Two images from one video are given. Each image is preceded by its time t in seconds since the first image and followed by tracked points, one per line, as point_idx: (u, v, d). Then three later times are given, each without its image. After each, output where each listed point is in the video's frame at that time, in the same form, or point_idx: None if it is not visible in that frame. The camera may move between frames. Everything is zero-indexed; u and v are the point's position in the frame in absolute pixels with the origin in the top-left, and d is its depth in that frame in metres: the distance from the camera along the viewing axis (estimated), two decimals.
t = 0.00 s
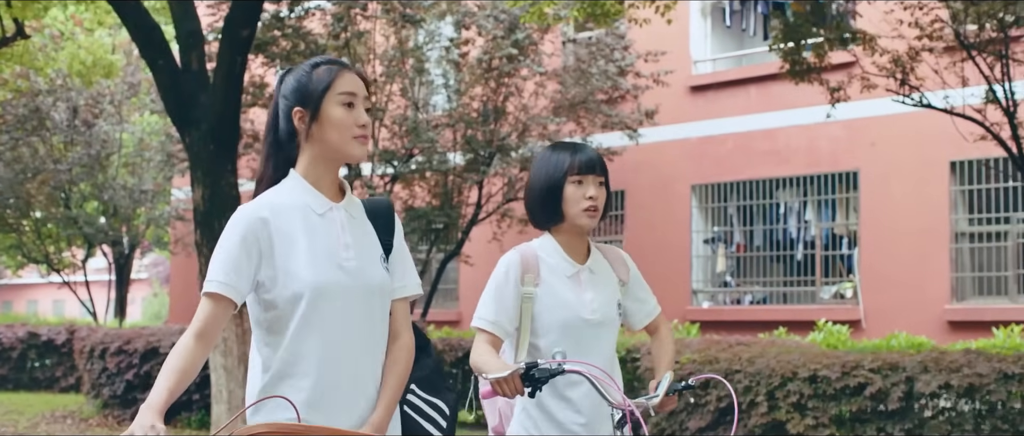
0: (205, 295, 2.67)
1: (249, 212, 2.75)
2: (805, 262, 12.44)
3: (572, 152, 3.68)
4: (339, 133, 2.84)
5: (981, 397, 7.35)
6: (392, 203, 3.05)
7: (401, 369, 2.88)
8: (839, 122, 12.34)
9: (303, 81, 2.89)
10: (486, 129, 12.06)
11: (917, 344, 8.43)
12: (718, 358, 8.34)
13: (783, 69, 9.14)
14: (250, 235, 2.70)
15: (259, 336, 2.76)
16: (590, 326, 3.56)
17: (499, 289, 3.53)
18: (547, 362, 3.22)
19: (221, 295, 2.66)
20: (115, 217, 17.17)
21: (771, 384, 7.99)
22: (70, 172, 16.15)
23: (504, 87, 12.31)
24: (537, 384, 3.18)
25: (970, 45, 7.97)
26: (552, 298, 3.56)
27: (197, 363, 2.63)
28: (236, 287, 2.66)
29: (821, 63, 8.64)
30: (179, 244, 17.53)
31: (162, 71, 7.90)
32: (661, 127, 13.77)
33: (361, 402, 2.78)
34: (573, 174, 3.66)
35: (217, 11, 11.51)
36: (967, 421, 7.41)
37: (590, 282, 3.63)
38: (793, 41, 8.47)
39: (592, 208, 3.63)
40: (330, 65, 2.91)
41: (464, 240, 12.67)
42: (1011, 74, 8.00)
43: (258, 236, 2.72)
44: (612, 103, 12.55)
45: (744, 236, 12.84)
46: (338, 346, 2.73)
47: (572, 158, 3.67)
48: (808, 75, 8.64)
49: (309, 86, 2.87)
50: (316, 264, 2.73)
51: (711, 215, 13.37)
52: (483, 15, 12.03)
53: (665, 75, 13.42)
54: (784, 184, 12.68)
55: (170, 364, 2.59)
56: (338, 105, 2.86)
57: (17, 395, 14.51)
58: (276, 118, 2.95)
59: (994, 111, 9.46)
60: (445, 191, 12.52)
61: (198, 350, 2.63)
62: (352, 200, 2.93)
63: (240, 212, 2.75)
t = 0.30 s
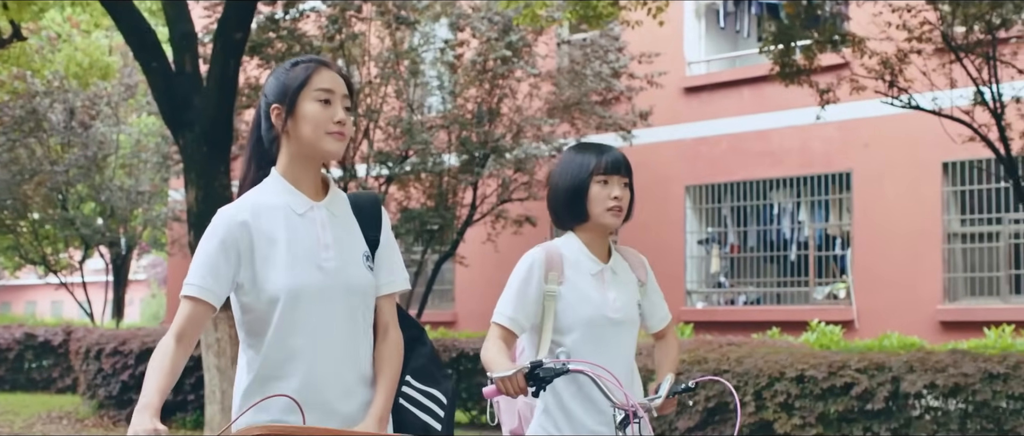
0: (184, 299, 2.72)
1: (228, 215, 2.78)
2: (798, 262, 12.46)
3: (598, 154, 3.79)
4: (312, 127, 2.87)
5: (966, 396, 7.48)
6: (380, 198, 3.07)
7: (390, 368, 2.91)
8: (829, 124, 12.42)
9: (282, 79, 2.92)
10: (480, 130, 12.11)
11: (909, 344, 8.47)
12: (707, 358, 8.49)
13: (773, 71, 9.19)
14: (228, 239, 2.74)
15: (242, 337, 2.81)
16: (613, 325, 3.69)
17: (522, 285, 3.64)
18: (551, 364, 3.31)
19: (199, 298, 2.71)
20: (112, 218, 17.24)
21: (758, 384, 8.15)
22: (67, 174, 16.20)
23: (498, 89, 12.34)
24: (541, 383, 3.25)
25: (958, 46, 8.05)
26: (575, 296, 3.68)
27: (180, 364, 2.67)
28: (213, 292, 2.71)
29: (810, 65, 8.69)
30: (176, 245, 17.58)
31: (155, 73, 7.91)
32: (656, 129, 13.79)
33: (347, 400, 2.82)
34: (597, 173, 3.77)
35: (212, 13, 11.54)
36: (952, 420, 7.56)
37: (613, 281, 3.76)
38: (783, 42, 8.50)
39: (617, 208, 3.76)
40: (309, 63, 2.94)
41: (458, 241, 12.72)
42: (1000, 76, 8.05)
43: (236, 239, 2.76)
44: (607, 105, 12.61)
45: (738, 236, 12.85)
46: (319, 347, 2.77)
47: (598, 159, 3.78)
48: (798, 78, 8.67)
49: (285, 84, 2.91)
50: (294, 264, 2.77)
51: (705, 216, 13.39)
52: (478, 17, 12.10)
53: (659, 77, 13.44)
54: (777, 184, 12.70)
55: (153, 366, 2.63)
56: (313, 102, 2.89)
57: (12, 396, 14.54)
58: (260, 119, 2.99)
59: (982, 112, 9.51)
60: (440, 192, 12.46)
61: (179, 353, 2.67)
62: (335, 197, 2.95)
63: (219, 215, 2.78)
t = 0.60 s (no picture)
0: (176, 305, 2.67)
1: (219, 220, 2.73)
2: (791, 264, 12.48)
3: (608, 154, 3.72)
4: (303, 134, 2.82)
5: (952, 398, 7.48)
6: (376, 201, 3.03)
7: (389, 372, 2.87)
8: (815, 127, 12.51)
9: (274, 86, 2.87)
10: (474, 132, 12.14)
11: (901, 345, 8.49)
12: (695, 359, 8.67)
13: (762, 74, 9.23)
14: (218, 246, 2.70)
15: (236, 342, 2.77)
16: (620, 326, 3.63)
17: (530, 281, 3.57)
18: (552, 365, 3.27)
19: (191, 305, 2.66)
20: (107, 220, 17.19)
21: (744, 384, 8.21)
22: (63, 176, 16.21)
23: (491, 91, 12.32)
24: (543, 385, 3.21)
25: (946, 49, 8.18)
26: (582, 297, 3.62)
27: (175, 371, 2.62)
28: (205, 297, 2.66)
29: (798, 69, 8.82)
30: (171, 248, 17.59)
31: (148, 76, 7.95)
32: (648, 131, 13.83)
33: (343, 405, 2.78)
34: (608, 174, 3.70)
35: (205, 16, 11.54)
36: (938, 420, 7.55)
37: (619, 283, 3.69)
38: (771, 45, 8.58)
39: (625, 209, 3.69)
40: (302, 67, 2.88)
41: (452, 243, 12.72)
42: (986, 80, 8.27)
43: (227, 246, 2.71)
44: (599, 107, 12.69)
45: (731, 238, 12.89)
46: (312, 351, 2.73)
47: (609, 159, 3.71)
48: (786, 80, 8.87)
49: (278, 90, 2.85)
50: (285, 270, 2.72)
51: (698, 218, 13.39)
52: (471, 19, 12.14)
53: (651, 79, 13.47)
54: (769, 186, 12.76)
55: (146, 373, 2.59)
56: (305, 108, 2.84)
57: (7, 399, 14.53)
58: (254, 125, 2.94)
59: (969, 115, 9.56)
60: (433, 194, 12.52)
61: (174, 359, 2.62)
62: (328, 201, 2.91)
63: (210, 220, 2.74)
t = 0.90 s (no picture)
0: (199, 309, 2.71)
1: (245, 225, 2.78)
2: (783, 266, 12.53)
3: (609, 158, 3.73)
4: (324, 138, 2.88)
5: (936, 399, 7.73)
6: (396, 215, 3.05)
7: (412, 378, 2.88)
8: (805, 130, 12.58)
9: (292, 94, 2.94)
10: (466, 136, 12.12)
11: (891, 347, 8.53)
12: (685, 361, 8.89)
13: (751, 77, 9.27)
14: (243, 249, 2.74)
15: (261, 346, 2.82)
16: (620, 330, 3.66)
17: (533, 284, 3.56)
18: (557, 365, 3.34)
19: (215, 307, 2.70)
20: (103, 223, 17.20)
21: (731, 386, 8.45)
22: (59, 179, 16.20)
23: (485, 94, 12.37)
24: (546, 387, 3.18)
25: (932, 53, 8.32)
26: (583, 300, 3.63)
27: (195, 373, 2.65)
28: (229, 300, 2.70)
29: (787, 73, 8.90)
30: (167, 250, 17.62)
31: (140, 80, 8.32)
32: (640, 134, 13.85)
33: (367, 409, 2.81)
34: (609, 178, 3.71)
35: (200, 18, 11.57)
36: (922, 422, 7.83)
37: (619, 288, 3.72)
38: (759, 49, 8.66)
39: (625, 213, 3.70)
40: (316, 74, 2.96)
41: (445, 246, 12.71)
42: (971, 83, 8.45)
43: (251, 250, 2.76)
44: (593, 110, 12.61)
45: (724, 241, 12.90)
46: (335, 355, 2.77)
47: (609, 164, 3.72)
48: (775, 84, 8.82)
49: (294, 97, 2.93)
50: (311, 274, 2.76)
51: (691, 220, 13.42)
52: (464, 23, 12.17)
53: (644, 82, 13.52)
54: (762, 189, 12.83)
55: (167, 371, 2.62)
56: (323, 112, 2.90)
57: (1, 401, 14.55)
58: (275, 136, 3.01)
59: (956, 119, 9.61)
60: (426, 197, 12.55)
61: (195, 361, 2.65)
62: (352, 208, 2.95)
63: (236, 225, 2.78)
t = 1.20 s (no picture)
0: (222, 308, 2.64)
1: (264, 226, 2.68)
2: (774, 268, 12.62)
3: (602, 160, 3.82)
4: (340, 139, 2.80)
5: (919, 399, 7.65)
6: (415, 213, 2.94)
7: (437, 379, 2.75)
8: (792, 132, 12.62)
9: (306, 93, 2.86)
10: (458, 137, 12.15)
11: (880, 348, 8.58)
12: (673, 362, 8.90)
13: (738, 80, 9.32)
14: (263, 249, 2.64)
15: (282, 348, 2.70)
16: (623, 335, 3.71)
17: (530, 297, 3.62)
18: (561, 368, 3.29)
19: (239, 308, 2.62)
20: (97, 225, 17.23)
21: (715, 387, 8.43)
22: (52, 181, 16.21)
23: (476, 96, 12.35)
24: (549, 388, 3.18)
25: (918, 56, 8.40)
26: (582, 307, 3.68)
27: (215, 372, 2.58)
28: (251, 302, 2.62)
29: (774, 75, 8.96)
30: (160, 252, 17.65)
31: (132, 82, 8.48)
32: (631, 136, 13.92)
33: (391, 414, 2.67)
34: (603, 180, 3.79)
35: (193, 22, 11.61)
36: (905, 424, 7.72)
37: (618, 291, 3.77)
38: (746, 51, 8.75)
39: (622, 213, 3.77)
40: (330, 74, 2.87)
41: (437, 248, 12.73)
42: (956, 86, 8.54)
43: (271, 249, 2.65)
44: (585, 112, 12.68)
45: (715, 243, 12.99)
46: (359, 357, 2.64)
47: (603, 165, 3.81)
48: (763, 87, 8.97)
49: (308, 99, 2.84)
50: (332, 272, 2.64)
51: (682, 222, 13.46)
52: (456, 26, 12.13)
53: (635, 85, 13.58)
54: (752, 191, 12.86)
55: (185, 371, 2.55)
56: (338, 112, 2.82)
57: None
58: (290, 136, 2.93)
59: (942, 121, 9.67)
60: (418, 199, 12.44)
61: (216, 360, 2.57)
62: (371, 208, 2.84)
63: (256, 224, 2.68)
